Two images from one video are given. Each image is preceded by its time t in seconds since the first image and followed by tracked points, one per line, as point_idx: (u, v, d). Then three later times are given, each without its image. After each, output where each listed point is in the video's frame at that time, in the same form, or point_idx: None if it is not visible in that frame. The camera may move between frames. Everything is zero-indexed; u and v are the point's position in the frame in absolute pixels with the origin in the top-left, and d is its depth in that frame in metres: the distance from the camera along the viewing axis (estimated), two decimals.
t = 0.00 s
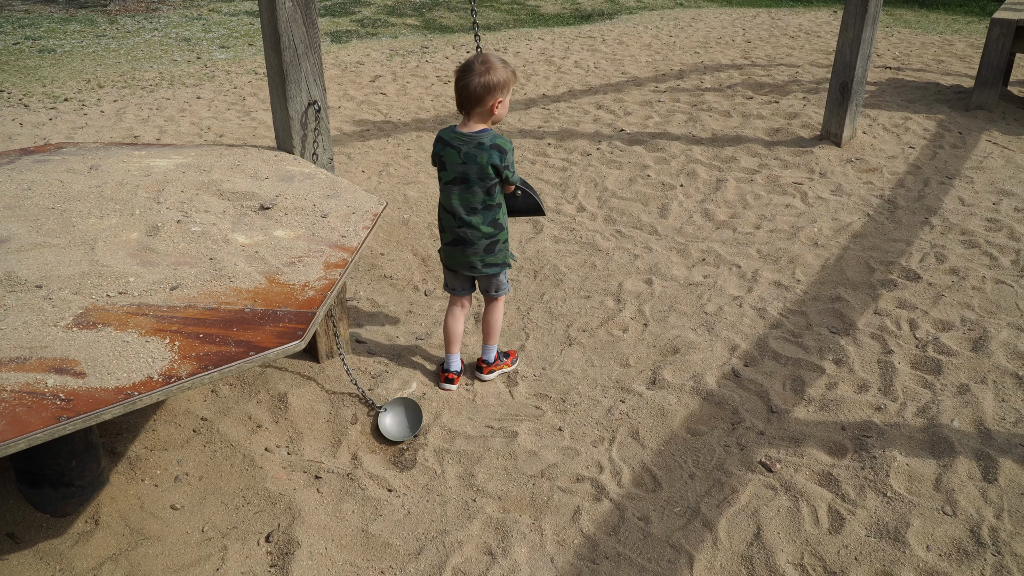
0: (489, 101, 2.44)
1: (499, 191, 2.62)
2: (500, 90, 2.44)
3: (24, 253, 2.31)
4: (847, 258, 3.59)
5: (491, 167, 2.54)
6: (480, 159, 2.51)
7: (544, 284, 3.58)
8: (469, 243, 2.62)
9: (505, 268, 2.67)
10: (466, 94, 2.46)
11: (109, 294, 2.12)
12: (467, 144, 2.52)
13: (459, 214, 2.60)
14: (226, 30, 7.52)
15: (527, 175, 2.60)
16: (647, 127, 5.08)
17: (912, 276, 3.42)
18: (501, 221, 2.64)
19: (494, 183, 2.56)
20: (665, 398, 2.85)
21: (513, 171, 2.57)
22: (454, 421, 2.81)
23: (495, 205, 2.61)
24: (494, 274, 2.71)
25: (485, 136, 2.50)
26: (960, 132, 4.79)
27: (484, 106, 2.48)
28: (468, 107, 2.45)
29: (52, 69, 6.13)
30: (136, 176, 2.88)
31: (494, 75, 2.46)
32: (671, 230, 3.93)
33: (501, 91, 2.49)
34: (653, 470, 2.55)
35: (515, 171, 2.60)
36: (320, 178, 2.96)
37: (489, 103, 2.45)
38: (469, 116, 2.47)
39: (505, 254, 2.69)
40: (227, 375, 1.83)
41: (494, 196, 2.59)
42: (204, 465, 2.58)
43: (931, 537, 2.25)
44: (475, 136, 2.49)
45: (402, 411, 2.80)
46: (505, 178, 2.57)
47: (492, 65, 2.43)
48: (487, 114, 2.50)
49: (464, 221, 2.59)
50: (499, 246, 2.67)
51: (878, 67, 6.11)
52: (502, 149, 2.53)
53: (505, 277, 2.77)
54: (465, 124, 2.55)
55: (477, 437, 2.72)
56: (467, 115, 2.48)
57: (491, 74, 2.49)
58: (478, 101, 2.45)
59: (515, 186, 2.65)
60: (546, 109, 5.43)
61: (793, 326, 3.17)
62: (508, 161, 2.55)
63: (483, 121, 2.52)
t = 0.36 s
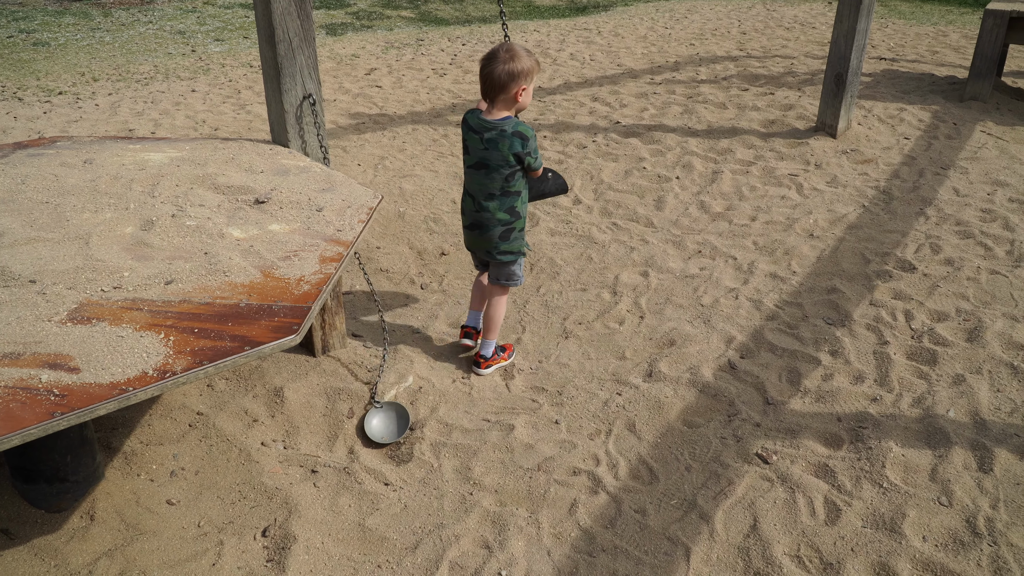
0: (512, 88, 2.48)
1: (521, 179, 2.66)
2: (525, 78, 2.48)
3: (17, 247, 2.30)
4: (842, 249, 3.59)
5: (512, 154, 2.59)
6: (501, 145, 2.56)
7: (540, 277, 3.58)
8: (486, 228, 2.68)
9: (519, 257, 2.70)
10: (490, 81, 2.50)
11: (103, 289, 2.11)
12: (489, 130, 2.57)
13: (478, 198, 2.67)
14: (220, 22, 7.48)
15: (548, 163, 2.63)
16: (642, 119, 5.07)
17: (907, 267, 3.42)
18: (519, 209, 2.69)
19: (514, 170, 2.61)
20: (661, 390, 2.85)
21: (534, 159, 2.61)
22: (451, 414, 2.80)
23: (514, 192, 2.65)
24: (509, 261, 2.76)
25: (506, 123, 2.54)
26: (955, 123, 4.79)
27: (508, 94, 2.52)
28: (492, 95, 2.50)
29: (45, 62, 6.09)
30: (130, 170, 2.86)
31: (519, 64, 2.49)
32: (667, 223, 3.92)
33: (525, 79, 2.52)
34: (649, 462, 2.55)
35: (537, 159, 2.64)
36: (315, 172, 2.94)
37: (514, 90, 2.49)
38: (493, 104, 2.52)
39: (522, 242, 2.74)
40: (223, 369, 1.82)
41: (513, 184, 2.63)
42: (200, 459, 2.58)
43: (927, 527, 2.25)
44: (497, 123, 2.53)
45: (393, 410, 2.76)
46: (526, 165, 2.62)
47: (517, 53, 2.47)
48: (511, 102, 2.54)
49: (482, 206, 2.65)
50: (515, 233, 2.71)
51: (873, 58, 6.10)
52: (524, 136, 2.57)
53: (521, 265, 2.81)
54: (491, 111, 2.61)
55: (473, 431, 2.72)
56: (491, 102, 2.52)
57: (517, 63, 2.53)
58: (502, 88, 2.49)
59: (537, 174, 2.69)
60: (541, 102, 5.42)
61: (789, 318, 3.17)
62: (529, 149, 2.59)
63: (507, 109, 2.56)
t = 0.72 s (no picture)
0: (518, 82, 2.60)
1: (527, 170, 2.76)
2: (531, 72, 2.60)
3: (2, 250, 2.28)
4: (830, 248, 3.60)
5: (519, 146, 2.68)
6: (507, 138, 2.65)
7: (530, 277, 3.57)
8: (494, 216, 2.80)
9: (525, 246, 2.81)
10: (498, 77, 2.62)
11: (89, 291, 2.09)
12: (497, 123, 2.67)
13: (487, 189, 2.78)
14: (210, 21, 7.43)
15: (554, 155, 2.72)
16: (632, 118, 5.07)
17: (895, 265, 3.44)
18: (526, 199, 2.78)
19: (521, 162, 2.70)
20: (651, 390, 2.86)
21: (540, 151, 2.70)
22: (441, 416, 2.79)
23: (521, 183, 2.75)
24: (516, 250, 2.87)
25: (512, 116, 2.64)
26: (941, 122, 4.82)
27: (514, 88, 2.63)
28: (499, 90, 2.61)
29: (32, 61, 6.04)
30: (117, 170, 2.83)
31: (524, 59, 2.62)
32: (656, 222, 3.92)
33: (531, 73, 2.64)
34: (639, 463, 2.55)
35: (544, 151, 2.72)
36: (305, 173, 2.90)
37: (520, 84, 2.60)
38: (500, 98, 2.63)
39: (529, 231, 2.84)
40: (210, 372, 1.81)
41: (519, 175, 2.72)
42: (188, 463, 2.56)
43: (915, 525, 2.27)
44: (503, 116, 2.64)
45: (382, 412, 2.75)
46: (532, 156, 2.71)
47: (522, 50, 2.58)
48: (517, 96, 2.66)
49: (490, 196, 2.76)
50: (522, 223, 2.82)
51: (861, 58, 6.13)
52: (529, 129, 2.66)
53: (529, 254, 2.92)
54: (499, 106, 2.72)
55: (464, 432, 2.71)
56: (499, 97, 2.63)
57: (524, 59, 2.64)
58: (508, 82, 2.61)
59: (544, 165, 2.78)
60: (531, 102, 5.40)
61: (778, 317, 3.18)
62: (535, 141, 2.68)
63: (514, 104, 2.67)
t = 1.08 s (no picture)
0: (517, 86, 2.70)
1: (523, 171, 2.86)
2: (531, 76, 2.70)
3: None
4: (810, 257, 3.63)
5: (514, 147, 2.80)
6: (503, 139, 2.77)
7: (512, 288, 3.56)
8: (491, 214, 2.90)
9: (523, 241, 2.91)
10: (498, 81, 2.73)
11: (66, 306, 2.07)
12: (495, 125, 2.79)
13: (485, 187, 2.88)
14: (190, 33, 7.41)
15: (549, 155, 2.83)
16: (613, 129, 5.10)
17: (873, 274, 3.47)
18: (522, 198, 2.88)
19: (517, 162, 2.81)
20: (633, 401, 2.86)
21: (536, 152, 2.82)
22: (423, 428, 2.78)
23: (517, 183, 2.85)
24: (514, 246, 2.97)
25: (509, 119, 2.75)
26: (918, 132, 4.88)
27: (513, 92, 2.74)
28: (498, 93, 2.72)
29: (10, 74, 5.99)
30: (95, 184, 2.80)
31: (524, 65, 2.72)
32: (638, 233, 3.94)
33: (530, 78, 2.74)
34: (622, 474, 2.55)
35: (539, 151, 2.84)
36: (285, 186, 2.86)
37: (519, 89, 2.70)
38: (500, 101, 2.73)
39: (526, 228, 2.95)
40: (188, 388, 1.79)
41: (515, 174, 2.83)
42: (167, 479, 2.53)
43: (895, 533, 2.28)
44: (501, 119, 2.75)
45: (362, 427, 2.75)
46: (528, 157, 2.82)
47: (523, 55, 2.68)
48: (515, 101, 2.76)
49: (487, 194, 2.86)
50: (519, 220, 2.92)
51: (838, 69, 6.20)
52: (525, 131, 2.77)
53: (527, 248, 3.02)
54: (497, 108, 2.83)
55: (446, 445, 2.70)
56: (498, 100, 2.74)
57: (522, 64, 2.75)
58: (508, 86, 2.71)
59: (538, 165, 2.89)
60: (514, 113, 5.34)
61: (759, 327, 3.20)
62: (530, 142, 2.79)
63: (513, 107, 2.77)
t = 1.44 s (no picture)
0: (535, 84, 2.87)
1: (534, 166, 3.01)
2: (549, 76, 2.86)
3: None
4: (786, 267, 3.66)
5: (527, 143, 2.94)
6: (516, 135, 2.91)
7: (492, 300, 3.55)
8: (500, 205, 3.05)
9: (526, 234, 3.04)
10: (517, 78, 2.90)
11: (37, 323, 2.04)
12: (510, 120, 2.94)
13: (497, 179, 3.04)
14: (166, 46, 7.37)
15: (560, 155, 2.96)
16: (591, 141, 5.13)
17: (849, 283, 3.51)
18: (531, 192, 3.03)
19: (528, 158, 2.95)
20: (613, 411, 2.87)
21: (547, 150, 2.95)
22: (403, 442, 2.77)
23: (527, 177, 3.00)
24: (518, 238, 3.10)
25: (522, 115, 2.90)
26: (891, 142, 4.95)
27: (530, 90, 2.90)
28: (516, 89, 2.89)
29: None
30: (68, 199, 2.77)
31: (544, 64, 2.88)
32: (616, 244, 3.96)
33: (547, 78, 2.91)
34: (602, 484, 2.56)
35: (551, 151, 2.97)
36: (262, 199, 2.83)
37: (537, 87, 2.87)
38: (517, 98, 2.89)
39: (531, 222, 3.08)
40: (162, 405, 1.78)
41: (526, 169, 2.98)
42: (142, 497, 2.50)
43: (873, 540, 2.30)
44: (516, 114, 2.90)
45: (341, 441, 2.72)
46: (539, 155, 2.96)
47: (543, 55, 2.85)
48: (532, 98, 2.93)
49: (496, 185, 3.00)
50: (525, 214, 3.06)
51: (813, 80, 6.29)
52: (538, 129, 2.92)
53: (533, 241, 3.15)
54: (516, 105, 2.99)
55: (426, 459, 2.69)
56: (516, 96, 2.90)
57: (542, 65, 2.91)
58: (527, 84, 2.88)
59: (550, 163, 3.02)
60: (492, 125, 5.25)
61: (737, 336, 3.22)
62: (542, 140, 2.93)
63: (530, 104, 2.94)
